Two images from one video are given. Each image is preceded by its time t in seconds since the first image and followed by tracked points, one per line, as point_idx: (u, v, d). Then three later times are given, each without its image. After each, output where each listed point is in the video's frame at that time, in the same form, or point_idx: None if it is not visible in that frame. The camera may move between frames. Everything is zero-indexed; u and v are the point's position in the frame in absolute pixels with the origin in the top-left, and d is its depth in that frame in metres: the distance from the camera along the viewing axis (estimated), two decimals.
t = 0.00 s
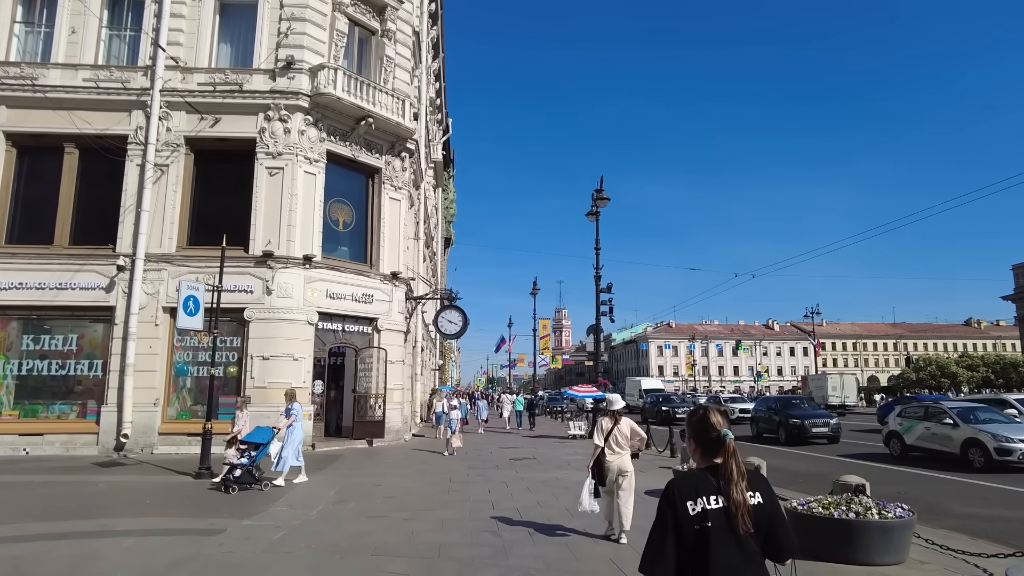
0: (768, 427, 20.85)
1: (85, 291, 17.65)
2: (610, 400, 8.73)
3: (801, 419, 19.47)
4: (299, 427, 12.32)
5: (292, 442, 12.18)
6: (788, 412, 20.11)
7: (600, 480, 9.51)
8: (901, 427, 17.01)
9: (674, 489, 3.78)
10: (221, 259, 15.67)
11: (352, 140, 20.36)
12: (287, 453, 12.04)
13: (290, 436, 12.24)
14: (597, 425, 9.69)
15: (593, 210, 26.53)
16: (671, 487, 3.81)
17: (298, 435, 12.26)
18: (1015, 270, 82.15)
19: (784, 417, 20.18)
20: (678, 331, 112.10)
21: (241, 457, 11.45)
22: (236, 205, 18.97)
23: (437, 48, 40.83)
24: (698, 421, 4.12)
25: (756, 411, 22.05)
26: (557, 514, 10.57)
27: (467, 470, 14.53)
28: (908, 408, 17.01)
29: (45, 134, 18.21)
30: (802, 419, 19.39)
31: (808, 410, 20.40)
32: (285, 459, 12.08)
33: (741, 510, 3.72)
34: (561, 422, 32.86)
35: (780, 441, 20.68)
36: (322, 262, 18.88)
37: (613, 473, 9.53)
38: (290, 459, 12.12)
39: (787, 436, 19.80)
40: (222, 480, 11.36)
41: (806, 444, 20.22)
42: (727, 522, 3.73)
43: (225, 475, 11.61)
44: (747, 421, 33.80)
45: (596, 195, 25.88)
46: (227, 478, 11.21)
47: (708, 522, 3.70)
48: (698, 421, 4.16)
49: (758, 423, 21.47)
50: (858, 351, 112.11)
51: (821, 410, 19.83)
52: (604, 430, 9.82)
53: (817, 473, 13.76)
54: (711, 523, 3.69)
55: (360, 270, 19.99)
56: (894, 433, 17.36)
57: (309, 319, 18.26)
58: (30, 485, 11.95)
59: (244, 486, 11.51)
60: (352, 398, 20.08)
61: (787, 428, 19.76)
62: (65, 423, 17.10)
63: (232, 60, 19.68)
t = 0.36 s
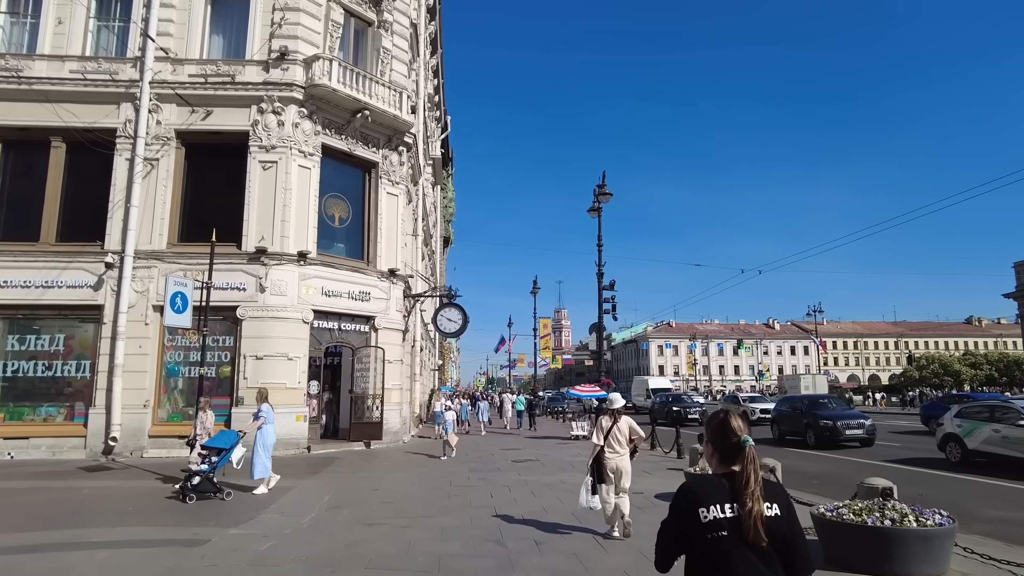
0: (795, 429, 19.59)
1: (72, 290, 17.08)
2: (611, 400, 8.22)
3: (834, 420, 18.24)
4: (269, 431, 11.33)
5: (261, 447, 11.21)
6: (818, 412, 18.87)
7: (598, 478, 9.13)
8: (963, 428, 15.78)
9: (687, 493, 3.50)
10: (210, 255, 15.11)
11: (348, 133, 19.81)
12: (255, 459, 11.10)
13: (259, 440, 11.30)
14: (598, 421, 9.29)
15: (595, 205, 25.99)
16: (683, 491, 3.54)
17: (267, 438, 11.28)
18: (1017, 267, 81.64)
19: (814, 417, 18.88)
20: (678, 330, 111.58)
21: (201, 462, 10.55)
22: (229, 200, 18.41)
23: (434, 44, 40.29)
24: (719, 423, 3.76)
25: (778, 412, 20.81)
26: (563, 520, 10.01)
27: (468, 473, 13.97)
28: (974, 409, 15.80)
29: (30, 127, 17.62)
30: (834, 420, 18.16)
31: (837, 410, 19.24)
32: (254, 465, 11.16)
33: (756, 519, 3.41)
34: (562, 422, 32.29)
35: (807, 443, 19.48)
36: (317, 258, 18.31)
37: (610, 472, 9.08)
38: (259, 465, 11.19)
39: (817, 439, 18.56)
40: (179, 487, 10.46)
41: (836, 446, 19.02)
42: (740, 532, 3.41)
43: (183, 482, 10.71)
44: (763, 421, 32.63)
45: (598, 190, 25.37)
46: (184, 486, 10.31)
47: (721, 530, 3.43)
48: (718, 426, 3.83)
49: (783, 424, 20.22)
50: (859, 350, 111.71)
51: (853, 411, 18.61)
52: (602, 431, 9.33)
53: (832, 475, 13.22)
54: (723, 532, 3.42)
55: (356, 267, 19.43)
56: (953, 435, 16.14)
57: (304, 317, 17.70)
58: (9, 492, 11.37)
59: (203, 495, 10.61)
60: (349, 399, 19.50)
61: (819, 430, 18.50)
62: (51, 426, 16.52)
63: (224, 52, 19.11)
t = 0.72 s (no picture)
0: (828, 430, 17.91)
1: (63, 285, 16.52)
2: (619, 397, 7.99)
3: (873, 421, 16.50)
4: (241, 434, 10.62)
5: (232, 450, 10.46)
6: (855, 413, 17.19)
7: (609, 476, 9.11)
8: None
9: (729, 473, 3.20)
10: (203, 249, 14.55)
11: (347, 125, 19.25)
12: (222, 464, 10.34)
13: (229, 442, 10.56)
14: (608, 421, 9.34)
15: (599, 201, 25.44)
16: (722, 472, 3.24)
17: (239, 443, 10.56)
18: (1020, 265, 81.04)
19: (850, 419, 17.17)
20: (679, 330, 111.01)
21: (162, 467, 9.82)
22: (224, 194, 17.87)
23: (435, 38, 39.76)
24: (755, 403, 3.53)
25: (807, 410, 19.16)
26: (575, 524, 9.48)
27: (473, 475, 13.45)
28: None
29: (19, 118, 17.04)
30: (875, 422, 16.45)
31: (872, 411, 17.53)
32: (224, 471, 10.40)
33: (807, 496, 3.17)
34: (566, 422, 31.72)
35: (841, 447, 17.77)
36: (315, 253, 17.74)
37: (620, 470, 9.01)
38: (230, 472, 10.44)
39: (854, 442, 16.86)
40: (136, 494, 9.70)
41: (874, 450, 17.37)
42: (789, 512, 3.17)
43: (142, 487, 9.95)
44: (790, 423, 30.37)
45: (603, 185, 24.83)
46: (142, 493, 9.57)
47: (770, 510, 3.14)
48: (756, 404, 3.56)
49: (814, 424, 18.57)
50: (860, 350, 111.25)
51: (895, 411, 16.92)
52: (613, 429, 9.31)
53: (852, 477, 12.69)
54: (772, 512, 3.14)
55: (355, 262, 18.87)
56: None
57: (302, 314, 17.16)
58: None
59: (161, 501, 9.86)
60: (348, 398, 18.94)
61: (856, 432, 16.78)
62: (40, 426, 15.95)
63: (220, 41, 18.54)
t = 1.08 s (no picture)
0: (867, 439, 16.12)
1: (51, 285, 15.99)
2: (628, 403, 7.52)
3: (922, 428, 14.63)
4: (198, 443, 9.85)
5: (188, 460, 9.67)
6: (899, 419, 15.38)
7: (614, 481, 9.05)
8: None
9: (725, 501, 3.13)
10: (195, 247, 14.02)
11: (346, 122, 18.74)
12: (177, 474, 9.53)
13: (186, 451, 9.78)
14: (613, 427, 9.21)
15: (603, 200, 24.94)
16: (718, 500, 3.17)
17: (198, 448, 9.70)
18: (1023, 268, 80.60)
19: (894, 426, 15.32)
20: (680, 333, 110.48)
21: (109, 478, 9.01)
22: (219, 191, 17.35)
23: (436, 38, 39.41)
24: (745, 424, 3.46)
25: (841, 417, 17.44)
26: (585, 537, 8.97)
27: (475, 483, 12.91)
28: None
29: (7, 113, 16.53)
30: (924, 430, 14.60)
31: (918, 417, 15.68)
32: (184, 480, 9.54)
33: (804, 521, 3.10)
34: (568, 427, 31.12)
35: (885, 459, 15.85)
36: (313, 253, 17.22)
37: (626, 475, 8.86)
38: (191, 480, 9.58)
39: (901, 453, 15.00)
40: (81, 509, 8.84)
41: (921, 462, 15.59)
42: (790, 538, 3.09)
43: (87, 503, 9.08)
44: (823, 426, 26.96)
45: (607, 184, 24.35)
46: (87, 507, 8.72)
47: (770, 538, 3.06)
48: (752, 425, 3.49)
49: (849, 432, 16.82)
50: (861, 353, 110.76)
51: (944, 417, 15.12)
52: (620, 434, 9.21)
53: (870, 486, 12.16)
54: (772, 539, 3.06)
55: (353, 262, 18.32)
56: None
57: (298, 315, 16.63)
58: None
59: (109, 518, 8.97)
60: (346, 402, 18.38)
61: (901, 441, 14.93)
62: (26, 431, 15.40)
63: (215, 34, 18.03)
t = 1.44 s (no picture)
0: (918, 447, 14.74)
1: (36, 285, 15.41)
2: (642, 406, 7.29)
3: (986, 436, 13.21)
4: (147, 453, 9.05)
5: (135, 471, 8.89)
6: (955, 425, 14.02)
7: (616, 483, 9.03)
8: None
9: (733, 507, 2.93)
10: (183, 244, 13.44)
11: (342, 117, 18.20)
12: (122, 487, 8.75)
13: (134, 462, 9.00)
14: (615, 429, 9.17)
15: (607, 199, 24.42)
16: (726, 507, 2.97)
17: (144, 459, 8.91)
18: None
19: (952, 434, 13.88)
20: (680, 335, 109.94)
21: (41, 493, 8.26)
22: (211, 188, 16.76)
23: (436, 37, 39.07)
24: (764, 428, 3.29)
25: (885, 425, 16.10)
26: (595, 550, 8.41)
27: (476, 491, 12.34)
28: None
29: None
30: (988, 437, 13.19)
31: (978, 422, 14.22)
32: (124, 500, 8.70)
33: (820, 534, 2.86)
34: (570, 431, 30.51)
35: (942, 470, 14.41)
36: (307, 252, 16.66)
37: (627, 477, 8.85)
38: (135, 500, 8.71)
39: (961, 463, 13.59)
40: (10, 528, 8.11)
41: (983, 473, 14.16)
42: (801, 552, 2.86)
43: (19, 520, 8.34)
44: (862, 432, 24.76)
45: (611, 182, 23.84)
46: (14, 526, 7.97)
47: (779, 551, 2.83)
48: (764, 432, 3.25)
49: (896, 442, 15.46)
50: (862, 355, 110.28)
51: (1005, 422, 13.75)
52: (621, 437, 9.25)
53: (891, 493, 11.59)
54: (783, 552, 2.84)
55: (350, 261, 17.74)
56: None
57: (292, 316, 16.06)
58: None
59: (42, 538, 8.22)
60: (342, 407, 17.81)
61: (961, 450, 13.52)
62: (9, 438, 14.79)
63: (208, 26, 17.48)
